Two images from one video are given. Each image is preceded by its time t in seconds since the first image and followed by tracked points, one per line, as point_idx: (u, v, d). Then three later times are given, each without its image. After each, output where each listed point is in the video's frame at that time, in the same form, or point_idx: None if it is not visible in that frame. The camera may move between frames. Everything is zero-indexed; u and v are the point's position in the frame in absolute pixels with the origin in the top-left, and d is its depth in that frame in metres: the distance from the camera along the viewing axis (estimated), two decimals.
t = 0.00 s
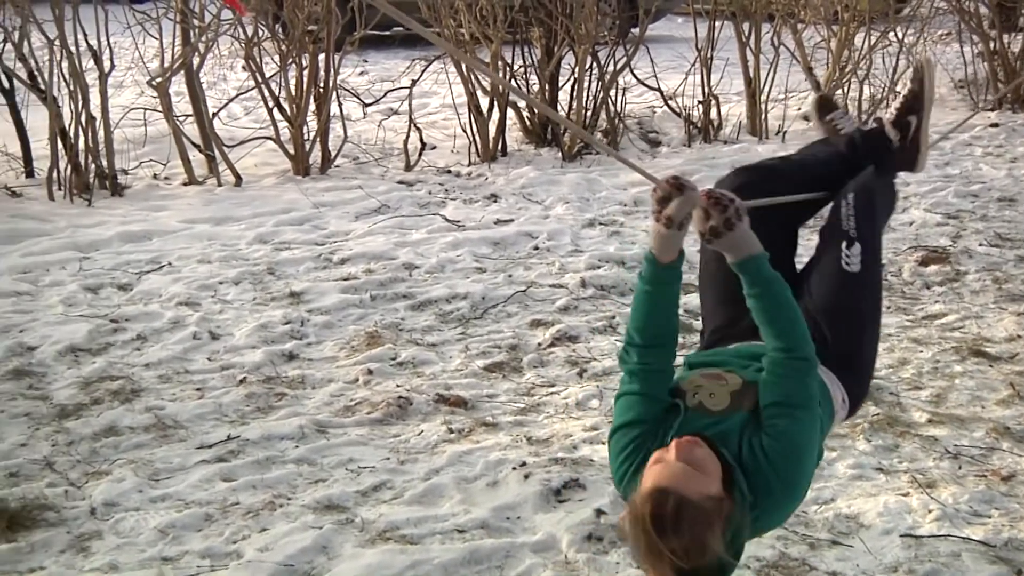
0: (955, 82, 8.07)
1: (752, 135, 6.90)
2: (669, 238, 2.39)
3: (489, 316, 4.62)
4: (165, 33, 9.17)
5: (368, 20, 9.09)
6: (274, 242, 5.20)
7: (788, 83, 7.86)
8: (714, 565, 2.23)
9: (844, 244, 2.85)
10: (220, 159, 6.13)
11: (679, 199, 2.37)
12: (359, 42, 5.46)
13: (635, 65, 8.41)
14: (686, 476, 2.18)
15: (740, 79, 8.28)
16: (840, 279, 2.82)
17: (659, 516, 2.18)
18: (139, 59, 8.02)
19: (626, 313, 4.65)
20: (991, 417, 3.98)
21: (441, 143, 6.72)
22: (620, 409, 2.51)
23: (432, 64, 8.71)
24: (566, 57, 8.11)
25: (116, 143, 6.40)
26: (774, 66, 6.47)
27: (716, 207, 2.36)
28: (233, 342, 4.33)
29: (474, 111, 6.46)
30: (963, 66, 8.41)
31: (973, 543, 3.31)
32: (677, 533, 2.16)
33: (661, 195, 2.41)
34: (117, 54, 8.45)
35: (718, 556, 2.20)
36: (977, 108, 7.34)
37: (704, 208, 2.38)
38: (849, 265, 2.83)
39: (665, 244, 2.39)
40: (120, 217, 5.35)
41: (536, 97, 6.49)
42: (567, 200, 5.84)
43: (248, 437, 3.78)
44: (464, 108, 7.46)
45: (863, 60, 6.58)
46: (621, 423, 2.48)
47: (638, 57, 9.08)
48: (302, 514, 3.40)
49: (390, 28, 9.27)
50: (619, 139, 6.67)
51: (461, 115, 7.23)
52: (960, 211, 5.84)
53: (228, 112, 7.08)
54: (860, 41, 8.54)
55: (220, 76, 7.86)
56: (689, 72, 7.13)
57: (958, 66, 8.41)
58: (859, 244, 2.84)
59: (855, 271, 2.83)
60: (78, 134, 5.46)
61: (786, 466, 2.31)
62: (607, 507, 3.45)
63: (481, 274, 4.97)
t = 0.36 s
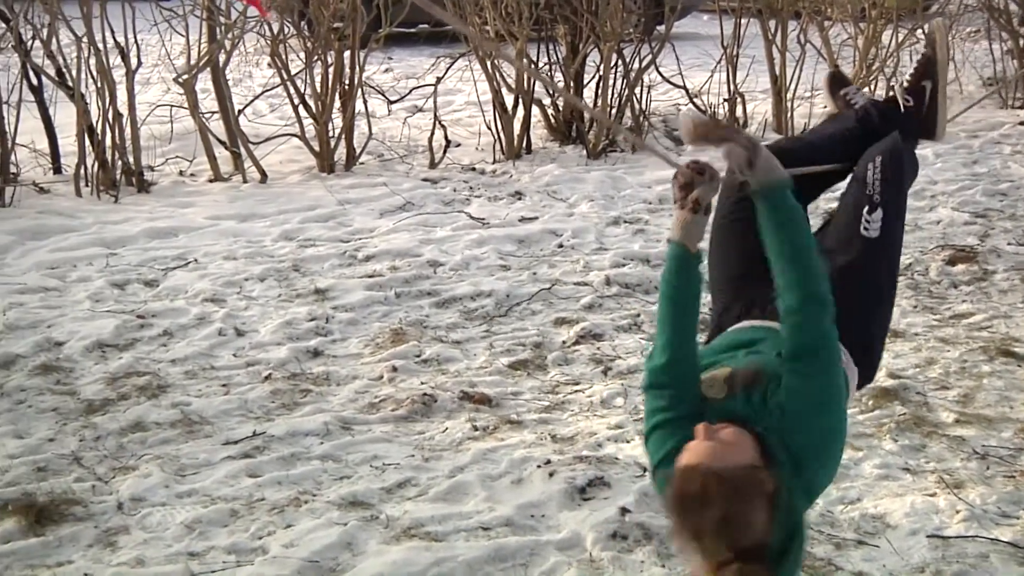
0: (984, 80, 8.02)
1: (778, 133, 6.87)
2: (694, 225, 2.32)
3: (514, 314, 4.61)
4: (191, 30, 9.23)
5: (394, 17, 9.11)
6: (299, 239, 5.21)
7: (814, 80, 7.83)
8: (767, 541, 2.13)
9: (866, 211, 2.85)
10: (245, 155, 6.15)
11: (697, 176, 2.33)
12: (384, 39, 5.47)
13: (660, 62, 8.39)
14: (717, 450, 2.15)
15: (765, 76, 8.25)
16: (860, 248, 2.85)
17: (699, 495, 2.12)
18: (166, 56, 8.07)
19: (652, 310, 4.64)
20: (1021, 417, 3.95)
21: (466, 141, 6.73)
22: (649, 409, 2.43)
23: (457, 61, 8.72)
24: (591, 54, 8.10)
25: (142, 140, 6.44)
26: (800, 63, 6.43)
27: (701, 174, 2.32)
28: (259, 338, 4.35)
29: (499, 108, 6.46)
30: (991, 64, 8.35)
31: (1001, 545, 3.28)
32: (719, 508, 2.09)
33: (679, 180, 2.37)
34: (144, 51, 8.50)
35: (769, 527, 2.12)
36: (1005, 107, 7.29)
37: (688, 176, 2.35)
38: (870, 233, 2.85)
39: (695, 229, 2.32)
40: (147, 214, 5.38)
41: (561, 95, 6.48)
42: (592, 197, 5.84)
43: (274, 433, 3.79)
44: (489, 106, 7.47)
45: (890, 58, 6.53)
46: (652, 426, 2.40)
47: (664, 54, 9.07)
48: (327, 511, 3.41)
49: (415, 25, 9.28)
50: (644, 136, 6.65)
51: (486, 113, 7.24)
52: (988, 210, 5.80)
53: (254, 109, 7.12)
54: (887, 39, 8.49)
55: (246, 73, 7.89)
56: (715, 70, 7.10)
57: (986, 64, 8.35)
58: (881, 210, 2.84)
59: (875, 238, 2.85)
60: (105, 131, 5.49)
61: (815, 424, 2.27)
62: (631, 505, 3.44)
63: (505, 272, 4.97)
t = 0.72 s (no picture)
0: (1001, 71, 7.98)
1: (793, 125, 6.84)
2: (666, 169, 2.14)
3: (528, 305, 4.61)
4: (207, 22, 9.27)
5: (408, 9, 9.12)
6: (313, 231, 5.21)
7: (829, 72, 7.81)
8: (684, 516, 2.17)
9: (843, 197, 2.65)
10: (259, 147, 6.16)
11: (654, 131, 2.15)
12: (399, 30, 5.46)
13: (675, 54, 8.38)
14: (650, 429, 2.16)
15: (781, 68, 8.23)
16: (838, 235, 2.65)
17: (624, 473, 2.15)
18: (181, 47, 8.09)
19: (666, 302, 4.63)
20: None
21: (480, 133, 6.73)
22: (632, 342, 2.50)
23: (471, 53, 8.71)
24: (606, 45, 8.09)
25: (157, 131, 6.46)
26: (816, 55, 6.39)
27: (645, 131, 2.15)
28: (273, 330, 4.35)
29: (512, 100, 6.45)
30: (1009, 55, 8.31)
31: (1017, 538, 3.27)
32: (640, 491, 2.14)
33: (630, 141, 2.19)
34: (159, 42, 8.52)
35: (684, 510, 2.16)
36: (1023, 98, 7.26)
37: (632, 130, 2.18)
38: (850, 221, 2.64)
39: (673, 173, 2.14)
40: (161, 205, 5.39)
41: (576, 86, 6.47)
42: (607, 189, 5.83)
43: (288, 425, 3.78)
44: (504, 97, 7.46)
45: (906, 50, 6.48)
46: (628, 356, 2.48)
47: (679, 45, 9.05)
48: (341, 502, 3.40)
49: (429, 16, 9.28)
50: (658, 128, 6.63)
51: (500, 104, 7.23)
52: (1004, 202, 5.78)
53: (268, 101, 7.13)
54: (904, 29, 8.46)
55: (261, 64, 7.90)
56: (730, 61, 7.07)
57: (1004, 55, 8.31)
58: (857, 194, 2.64)
59: (856, 226, 2.64)
60: (119, 122, 5.50)
61: (752, 424, 2.19)
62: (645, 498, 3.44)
63: (519, 264, 4.96)
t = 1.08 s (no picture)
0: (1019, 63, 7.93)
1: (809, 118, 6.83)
2: (659, 211, 2.00)
3: (542, 298, 4.60)
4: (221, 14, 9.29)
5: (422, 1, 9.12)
6: (328, 223, 5.21)
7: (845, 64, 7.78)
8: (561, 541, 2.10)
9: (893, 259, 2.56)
10: (274, 139, 6.17)
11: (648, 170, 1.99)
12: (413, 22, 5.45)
13: (690, 46, 8.36)
14: (554, 449, 2.06)
15: (796, 60, 8.20)
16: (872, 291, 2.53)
17: (512, 485, 2.05)
18: (196, 40, 8.11)
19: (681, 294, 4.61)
20: None
21: (495, 125, 6.73)
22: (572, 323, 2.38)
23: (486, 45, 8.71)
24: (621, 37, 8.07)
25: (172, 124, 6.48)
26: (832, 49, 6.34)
27: (643, 169, 1.98)
28: (288, 322, 4.35)
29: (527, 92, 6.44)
30: None
31: None
32: (524, 510, 2.04)
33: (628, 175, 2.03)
34: (174, 34, 8.55)
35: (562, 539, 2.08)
36: None
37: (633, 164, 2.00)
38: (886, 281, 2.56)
39: (662, 214, 1.99)
40: (177, 197, 5.40)
41: (591, 79, 6.45)
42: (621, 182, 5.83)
43: (303, 417, 3.78)
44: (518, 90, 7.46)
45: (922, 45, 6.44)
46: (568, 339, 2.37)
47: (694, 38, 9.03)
48: (356, 495, 3.40)
49: (443, 8, 9.28)
50: (673, 121, 6.61)
51: (515, 96, 7.22)
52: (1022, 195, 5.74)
53: (282, 93, 7.14)
54: (921, 22, 8.42)
55: (276, 57, 7.92)
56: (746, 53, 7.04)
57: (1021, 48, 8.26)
58: (902, 264, 2.57)
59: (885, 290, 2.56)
60: (135, 114, 5.51)
61: (652, 472, 2.08)
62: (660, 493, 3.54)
63: (534, 257, 4.95)
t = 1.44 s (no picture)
0: None
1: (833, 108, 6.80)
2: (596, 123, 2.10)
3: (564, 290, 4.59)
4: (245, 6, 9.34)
5: None
6: (351, 215, 5.22)
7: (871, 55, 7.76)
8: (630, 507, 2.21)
9: (844, 198, 2.67)
10: (297, 131, 6.19)
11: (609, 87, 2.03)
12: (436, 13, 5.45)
13: (714, 37, 8.33)
14: (613, 440, 2.08)
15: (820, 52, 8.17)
16: (829, 233, 2.65)
17: (585, 480, 2.09)
18: (220, 33, 8.16)
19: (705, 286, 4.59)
20: None
21: (517, 117, 6.73)
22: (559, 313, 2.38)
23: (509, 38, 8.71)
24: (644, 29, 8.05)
25: (197, 116, 6.51)
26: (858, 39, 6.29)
27: (660, 116, 2.08)
28: (311, 313, 4.36)
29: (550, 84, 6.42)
30: None
31: None
32: (601, 496, 2.11)
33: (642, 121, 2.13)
34: (198, 27, 8.60)
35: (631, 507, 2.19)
36: None
37: (649, 114, 2.11)
38: (844, 222, 2.66)
39: (598, 130, 2.10)
40: (201, 189, 5.43)
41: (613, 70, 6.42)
42: (644, 174, 5.81)
43: (325, 408, 3.79)
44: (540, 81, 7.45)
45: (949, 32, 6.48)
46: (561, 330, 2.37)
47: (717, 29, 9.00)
48: (378, 486, 3.41)
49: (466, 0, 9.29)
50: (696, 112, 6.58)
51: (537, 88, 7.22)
52: None
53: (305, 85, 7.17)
54: (948, 13, 8.36)
55: (299, 49, 7.96)
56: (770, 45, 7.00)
57: None
58: (859, 201, 2.67)
59: (847, 231, 2.66)
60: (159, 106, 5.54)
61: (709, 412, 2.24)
62: (684, 485, 3.51)
63: (556, 249, 4.95)
